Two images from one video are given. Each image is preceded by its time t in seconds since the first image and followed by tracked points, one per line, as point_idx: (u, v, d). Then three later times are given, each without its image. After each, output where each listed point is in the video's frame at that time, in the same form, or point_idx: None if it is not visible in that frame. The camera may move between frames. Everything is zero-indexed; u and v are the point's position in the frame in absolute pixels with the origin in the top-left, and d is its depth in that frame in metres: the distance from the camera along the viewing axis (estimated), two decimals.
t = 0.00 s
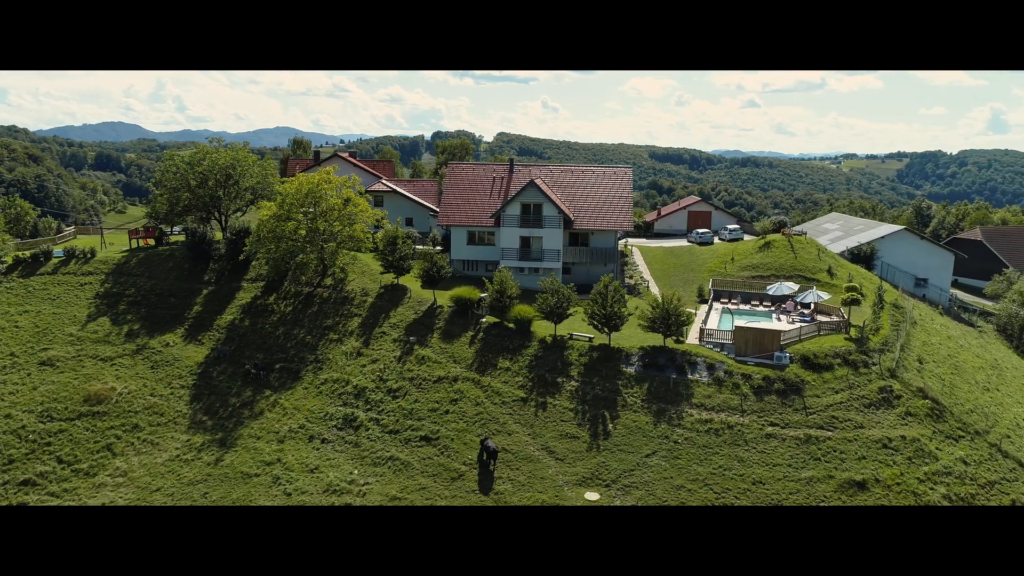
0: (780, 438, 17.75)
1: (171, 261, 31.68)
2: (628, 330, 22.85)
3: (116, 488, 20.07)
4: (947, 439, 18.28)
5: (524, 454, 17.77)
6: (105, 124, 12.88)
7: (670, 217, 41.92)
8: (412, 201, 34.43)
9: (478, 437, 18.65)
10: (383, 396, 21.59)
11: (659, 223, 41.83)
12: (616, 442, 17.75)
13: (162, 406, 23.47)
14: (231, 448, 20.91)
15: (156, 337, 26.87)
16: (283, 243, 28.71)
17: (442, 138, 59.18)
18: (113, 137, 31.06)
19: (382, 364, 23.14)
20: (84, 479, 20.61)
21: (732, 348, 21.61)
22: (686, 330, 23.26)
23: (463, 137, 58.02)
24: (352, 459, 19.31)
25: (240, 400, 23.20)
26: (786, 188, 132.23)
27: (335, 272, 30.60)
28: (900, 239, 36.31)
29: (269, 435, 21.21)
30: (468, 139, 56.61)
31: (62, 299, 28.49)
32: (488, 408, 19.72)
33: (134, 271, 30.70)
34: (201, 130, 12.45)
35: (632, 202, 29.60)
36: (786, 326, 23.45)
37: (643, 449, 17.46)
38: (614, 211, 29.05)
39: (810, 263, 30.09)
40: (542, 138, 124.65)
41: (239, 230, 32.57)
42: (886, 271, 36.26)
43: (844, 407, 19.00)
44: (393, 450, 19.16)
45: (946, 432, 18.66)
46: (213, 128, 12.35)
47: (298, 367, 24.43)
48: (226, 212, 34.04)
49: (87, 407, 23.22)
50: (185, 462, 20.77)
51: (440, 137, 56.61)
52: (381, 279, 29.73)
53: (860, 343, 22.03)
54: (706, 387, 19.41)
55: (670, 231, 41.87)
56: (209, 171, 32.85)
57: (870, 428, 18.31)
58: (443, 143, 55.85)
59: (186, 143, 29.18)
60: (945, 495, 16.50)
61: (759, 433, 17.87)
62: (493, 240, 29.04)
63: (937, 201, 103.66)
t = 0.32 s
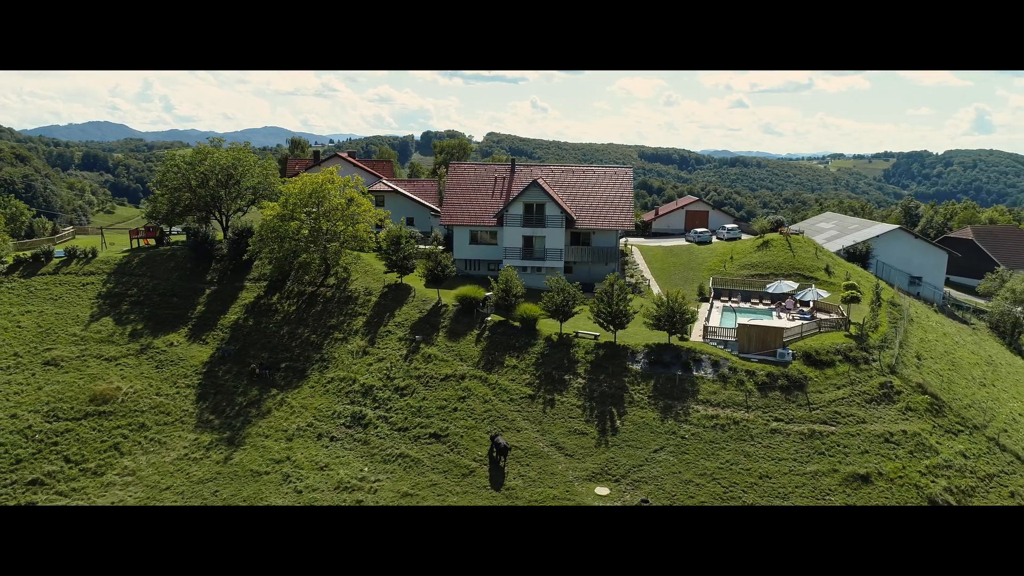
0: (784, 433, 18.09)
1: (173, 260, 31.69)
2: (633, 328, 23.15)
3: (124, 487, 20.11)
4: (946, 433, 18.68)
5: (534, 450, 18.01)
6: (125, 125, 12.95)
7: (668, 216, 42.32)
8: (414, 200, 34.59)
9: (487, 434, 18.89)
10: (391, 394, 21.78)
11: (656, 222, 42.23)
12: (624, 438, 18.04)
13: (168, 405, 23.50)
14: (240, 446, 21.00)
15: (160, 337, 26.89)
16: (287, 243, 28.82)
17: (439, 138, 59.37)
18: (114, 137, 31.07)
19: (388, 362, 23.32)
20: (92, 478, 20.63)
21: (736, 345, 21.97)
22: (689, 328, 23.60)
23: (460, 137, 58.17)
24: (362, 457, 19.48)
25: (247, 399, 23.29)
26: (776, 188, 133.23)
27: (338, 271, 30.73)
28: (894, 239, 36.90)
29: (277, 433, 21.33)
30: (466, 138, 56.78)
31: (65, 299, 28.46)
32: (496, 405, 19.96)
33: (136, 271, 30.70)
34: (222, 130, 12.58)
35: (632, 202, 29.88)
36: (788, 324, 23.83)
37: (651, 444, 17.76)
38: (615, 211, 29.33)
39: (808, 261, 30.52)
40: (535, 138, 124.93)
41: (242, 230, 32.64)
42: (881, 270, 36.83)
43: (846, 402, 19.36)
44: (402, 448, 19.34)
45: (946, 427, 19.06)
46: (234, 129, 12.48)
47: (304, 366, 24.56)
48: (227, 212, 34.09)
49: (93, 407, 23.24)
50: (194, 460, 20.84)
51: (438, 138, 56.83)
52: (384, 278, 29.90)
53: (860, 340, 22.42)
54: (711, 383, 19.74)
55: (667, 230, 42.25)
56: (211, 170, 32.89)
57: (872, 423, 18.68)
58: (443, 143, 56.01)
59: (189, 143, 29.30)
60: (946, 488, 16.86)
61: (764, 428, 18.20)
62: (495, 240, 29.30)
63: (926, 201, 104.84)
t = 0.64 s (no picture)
0: (787, 428, 18.45)
1: (173, 260, 31.70)
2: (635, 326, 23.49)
3: (132, 486, 20.09)
4: (944, 427, 19.10)
5: (542, 446, 18.26)
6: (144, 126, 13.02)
7: (664, 216, 42.76)
8: (414, 200, 34.76)
9: (495, 431, 19.13)
10: (397, 392, 21.95)
11: (653, 222, 42.67)
12: (630, 433, 18.34)
13: (173, 405, 23.50)
14: (247, 445, 21.07)
15: (162, 337, 26.87)
16: (288, 243, 28.91)
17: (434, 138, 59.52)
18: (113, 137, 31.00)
19: (393, 361, 23.50)
20: (98, 478, 20.59)
21: (737, 342, 22.36)
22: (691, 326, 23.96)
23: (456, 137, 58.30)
24: (370, 454, 19.64)
25: (252, 398, 23.37)
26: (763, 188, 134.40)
27: (340, 271, 30.84)
28: (886, 238, 37.57)
29: (284, 432, 21.43)
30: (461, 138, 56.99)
31: (65, 299, 28.37)
32: (503, 402, 20.19)
33: (136, 271, 30.65)
34: (240, 130, 12.72)
35: (631, 202, 30.17)
36: (787, 321, 24.23)
37: (657, 440, 18.07)
38: (615, 210, 29.62)
39: (804, 259, 30.97)
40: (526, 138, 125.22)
41: (242, 230, 32.66)
42: (873, 268, 37.40)
43: (846, 398, 19.76)
44: (410, 445, 19.52)
45: (943, 421, 19.48)
46: (250, 128, 12.60)
47: (308, 365, 24.67)
48: (226, 212, 34.10)
49: (97, 407, 23.20)
50: (201, 459, 20.85)
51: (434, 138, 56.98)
52: (386, 277, 30.07)
53: (858, 337, 22.86)
54: (715, 379, 20.10)
55: (663, 230, 42.68)
56: (211, 170, 32.90)
57: (872, 417, 19.08)
58: (439, 143, 56.15)
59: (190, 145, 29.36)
60: (945, 480, 17.26)
61: (768, 424, 18.56)
62: (496, 239, 29.55)
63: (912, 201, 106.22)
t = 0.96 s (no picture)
0: (789, 423, 18.84)
1: (172, 260, 31.66)
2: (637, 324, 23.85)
3: (138, 485, 20.09)
4: (940, 421, 19.57)
5: (548, 442, 18.53)
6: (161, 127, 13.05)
7: (659, 216, 43.24)
8: (413, 200, 34.95)
9: (502, 427, 19.38)
10: (402, 389, 22.12)
11: (648, 221, 43.14)
12: (635, 429, 18.66)
13: (176, 404, 23.49)
14: (254, 443, 21.14)
15: (164, 336, 26.86)
16: (290, 242, 29.03)
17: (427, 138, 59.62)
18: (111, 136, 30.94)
19: (397, 359, 23.67)
20: (104, 477, 20.56)
21: (737, 339, 22.76)
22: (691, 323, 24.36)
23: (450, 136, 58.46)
24: (377, 451, 19.81)
25: (256, 397, 23.45)
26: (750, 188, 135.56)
27: (340, 271, 30.95)
28: (878, 236, 38.21)
29: (291, 430, 21.53)
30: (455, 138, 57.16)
31: (64, 299, 28.28)
32: (508, 399, 20.44)
33: (135, 271, 30.60)
34: (259, 131, 12.83)
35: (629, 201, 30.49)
36: (785, 317, 24.69)
37: (662, 435, 18.41)
38: (613, 209, 29.94)
39: (799, 258, 31.46)
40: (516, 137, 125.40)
41: (241, 229, 32.68)
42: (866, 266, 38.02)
43: (845, 392, 20.19)
44: (418, 442, 19.71)
45: (939, 415, 19.95)
46: (270, 129, 12.70)
47: (311, 363, 24.78)
48: (225, 212, 34.09)
49: (100, 407, 23.16)
50: (207, 458, 20.89)
51: (429, 138, 57.10)
52: (387, 276, 30.23)
53: (855, 333, 23.33)
54: (717, 375, 20.48)
55: (659, 229, 43.17)
56: (209, 170, 32.90)
57: (870, 412, 19.51)
58: (433, 143, 56.28)
59: (189, 144, 29.37)
60: (942, 472, 17.70)
61: (770, 418, 18.95)
62: (496, 238, 29.81)
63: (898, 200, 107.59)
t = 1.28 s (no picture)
0: (791, 417, 19.23)
1: (173, 260, 31.65)
2: (639, 322, 24.20)
3: (147, 484, 20.13)
4: (937, 415, 20.02)
5: (556, 438, 18.80)
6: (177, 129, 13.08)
7: (655, 215, 43.69)
8: (413, 199, 35.15)
9: (509, 424, 19.63)
10: (408, 387, 22.32)
11: (644, 220, 43.59)
12: (641, 425, 18.97)
13: (181, 403, 23.53)
14: (261, 442, 21.24)
15: (167, 336, 26.88)
16: (293, 241, 29.16)
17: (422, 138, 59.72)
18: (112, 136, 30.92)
19: (402, 357, 23.86)
20: (111, 476, 20.58)
21: (739, 336, 23.16)
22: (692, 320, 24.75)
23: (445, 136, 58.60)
24: (386, 449, 19.99)
25: (262, 395, 23.56)
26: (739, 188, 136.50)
27: (342, 270, 31.07)
28: (872, 234, 38.79)
29: (298, 428, 21.65)
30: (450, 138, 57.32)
31: (66, 299, 28.23)
32: (515, 396, 20.70)
33: (135, 271, 30.57)
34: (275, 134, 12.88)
35: (628, 201, 30.81)
36: (784, 314, 25.13)
37: (668, 430, 18.75)
38: (613, 209, 30.25)
39: (796, 256, 31.94)
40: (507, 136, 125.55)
41: (241, 229, 32.73)
42: (859, 264, 38.61)
43: (844, 387, 20.62)
44: (426, 439, 19.91)
45: (937, 409, 20.41)
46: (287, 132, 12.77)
47: (316, 362, 24.91)
48: (225, 212, 34.11)
49: (105, 406, 23.17)
50: (215, 456, 20.98)
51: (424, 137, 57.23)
52: (389, 275, 30.40)
53: (853, 329, 23.79)
54: (720, 371, 20.86)
55: (655, 228, 43.65)
56: (209, 169, 32.95)
57: (869, 406, 19.93)
58: (429, 143, 56.40)
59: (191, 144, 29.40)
60: (941, 465, 18.13)
61: (772, 413, 19.32)
62: (498, 237, 30.05)
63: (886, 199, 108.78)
